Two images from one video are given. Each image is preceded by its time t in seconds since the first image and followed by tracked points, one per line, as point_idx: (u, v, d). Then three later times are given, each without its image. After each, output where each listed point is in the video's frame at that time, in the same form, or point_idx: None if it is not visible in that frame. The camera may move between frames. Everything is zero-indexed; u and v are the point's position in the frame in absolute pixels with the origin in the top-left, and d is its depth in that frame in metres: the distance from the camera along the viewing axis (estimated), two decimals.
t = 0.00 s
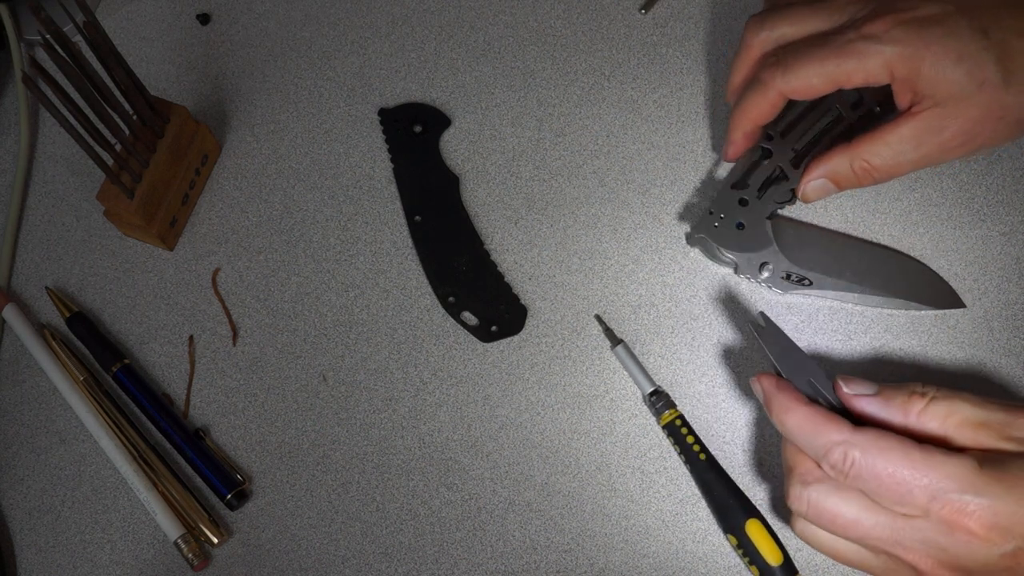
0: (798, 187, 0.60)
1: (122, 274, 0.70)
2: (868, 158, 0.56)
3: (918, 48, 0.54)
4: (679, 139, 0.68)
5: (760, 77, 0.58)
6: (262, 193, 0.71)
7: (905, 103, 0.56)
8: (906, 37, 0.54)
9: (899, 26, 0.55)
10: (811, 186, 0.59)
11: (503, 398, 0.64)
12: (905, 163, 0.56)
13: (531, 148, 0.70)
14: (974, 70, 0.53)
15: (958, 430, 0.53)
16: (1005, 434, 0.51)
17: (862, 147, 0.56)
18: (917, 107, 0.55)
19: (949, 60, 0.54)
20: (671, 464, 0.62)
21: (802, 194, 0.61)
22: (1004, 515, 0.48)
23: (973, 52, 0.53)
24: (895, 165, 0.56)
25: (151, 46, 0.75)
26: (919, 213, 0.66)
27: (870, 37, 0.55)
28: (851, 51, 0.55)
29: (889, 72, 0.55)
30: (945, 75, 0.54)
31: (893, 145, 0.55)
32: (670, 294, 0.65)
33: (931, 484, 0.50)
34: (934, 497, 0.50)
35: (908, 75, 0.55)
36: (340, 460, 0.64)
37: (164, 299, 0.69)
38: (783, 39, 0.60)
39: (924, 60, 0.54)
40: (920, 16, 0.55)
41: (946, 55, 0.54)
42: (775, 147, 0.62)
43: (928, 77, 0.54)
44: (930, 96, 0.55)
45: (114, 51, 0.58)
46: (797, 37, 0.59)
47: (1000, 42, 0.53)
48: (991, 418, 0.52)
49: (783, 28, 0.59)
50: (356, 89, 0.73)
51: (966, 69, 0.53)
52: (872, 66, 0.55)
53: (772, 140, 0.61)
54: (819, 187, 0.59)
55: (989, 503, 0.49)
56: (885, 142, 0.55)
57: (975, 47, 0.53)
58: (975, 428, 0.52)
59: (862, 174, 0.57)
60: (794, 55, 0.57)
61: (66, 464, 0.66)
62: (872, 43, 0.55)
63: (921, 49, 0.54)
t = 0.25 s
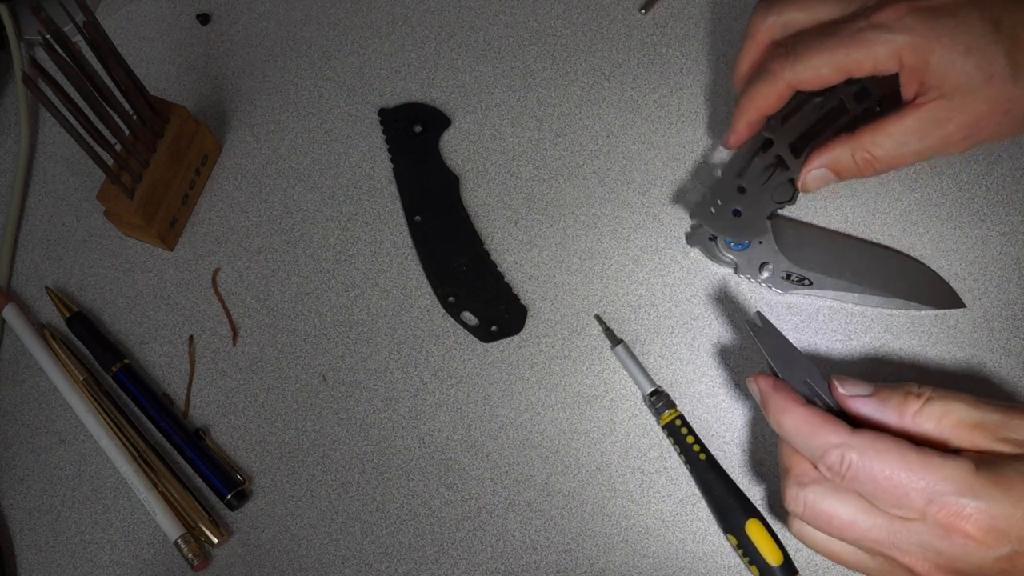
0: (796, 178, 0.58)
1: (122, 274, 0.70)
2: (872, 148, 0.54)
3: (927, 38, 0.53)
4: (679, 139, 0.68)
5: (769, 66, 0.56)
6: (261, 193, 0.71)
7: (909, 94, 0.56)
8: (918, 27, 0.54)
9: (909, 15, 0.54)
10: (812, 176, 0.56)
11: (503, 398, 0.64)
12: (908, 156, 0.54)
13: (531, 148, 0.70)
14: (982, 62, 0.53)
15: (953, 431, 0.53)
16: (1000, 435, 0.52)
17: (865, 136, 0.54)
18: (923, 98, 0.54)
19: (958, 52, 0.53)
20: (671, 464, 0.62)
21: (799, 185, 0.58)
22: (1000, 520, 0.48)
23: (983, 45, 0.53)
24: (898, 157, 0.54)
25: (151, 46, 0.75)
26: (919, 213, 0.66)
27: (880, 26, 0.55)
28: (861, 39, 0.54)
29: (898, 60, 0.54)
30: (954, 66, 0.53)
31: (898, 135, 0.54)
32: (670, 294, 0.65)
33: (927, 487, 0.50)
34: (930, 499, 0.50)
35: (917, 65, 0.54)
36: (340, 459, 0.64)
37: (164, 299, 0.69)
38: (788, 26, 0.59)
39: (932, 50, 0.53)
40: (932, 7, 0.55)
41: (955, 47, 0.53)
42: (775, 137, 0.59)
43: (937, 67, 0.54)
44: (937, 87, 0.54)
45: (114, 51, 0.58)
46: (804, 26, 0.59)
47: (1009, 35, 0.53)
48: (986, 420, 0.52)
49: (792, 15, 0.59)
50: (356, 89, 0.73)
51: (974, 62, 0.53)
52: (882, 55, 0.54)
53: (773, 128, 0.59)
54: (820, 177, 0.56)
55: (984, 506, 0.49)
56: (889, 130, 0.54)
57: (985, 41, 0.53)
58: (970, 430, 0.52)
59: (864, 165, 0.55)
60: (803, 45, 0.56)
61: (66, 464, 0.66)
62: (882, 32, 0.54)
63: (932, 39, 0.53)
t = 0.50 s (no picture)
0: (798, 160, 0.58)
1: (122, 274, 0.70)
2: (872, 128, 0.53)
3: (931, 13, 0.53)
4: (679, 139, 0.68)
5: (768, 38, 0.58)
6: (261, 193, 0.71)
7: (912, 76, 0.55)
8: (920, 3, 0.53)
9: None
10: (813, 158, 0.56)
11: (503, 399, 0.64)
12: (912, 139, 0.54)
13: (531, 148, 0.70)
14: (989, 41, 0.52)
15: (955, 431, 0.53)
16: (1001, 435, 0.51)
17: (868, 115, 0.53)
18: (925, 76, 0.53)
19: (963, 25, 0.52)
20: (671, 464, 0.62)
21: (802, 172, 0.58)
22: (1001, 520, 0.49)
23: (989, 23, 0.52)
24: (898, 137, 0.54)
25: (151, 46, 0.75)
26: (919, 213, 0.66)
27: None
28: (863, 8, 0.54)
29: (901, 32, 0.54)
30: (959, 45, 0.52)
31: (898, 116, 0.53)
32: (670, 293, 0.65)
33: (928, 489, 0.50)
34: (931, 500, 0.50)
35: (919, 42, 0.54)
36: (340, 459, 0.64)
37: (163, 299, 0.69)
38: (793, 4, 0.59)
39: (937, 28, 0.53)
40: None
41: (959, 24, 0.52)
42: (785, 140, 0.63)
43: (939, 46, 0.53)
44: (938, 66, 0.53)
45: (114, 51, 0.58)
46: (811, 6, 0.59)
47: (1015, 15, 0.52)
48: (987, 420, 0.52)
49: None
50: (356, 89, 0.73)
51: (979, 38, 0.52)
52: (882, 27, 0.54)
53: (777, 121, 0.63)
54: (820, 159, 0.56)
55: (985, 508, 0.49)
56: (891, 110, 0.53)
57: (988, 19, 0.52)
58: (971, 430, 0.52)
59: (864, 146, 0.54)
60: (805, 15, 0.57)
61: (66, 464, 0.66)
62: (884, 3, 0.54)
63: (934, 15, 0.53)
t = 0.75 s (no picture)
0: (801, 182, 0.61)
1: (122, 274, 0.70)
2: (869, 155, 0.57)
3: (924, 46, 0.54)
4: (679, 139, 0.68)
5: (766, 76, 0.58)
6: (261, 192, 0.71)
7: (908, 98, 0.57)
8: (914, 32, 0.54)
9: (907, 21, 0.55)
10: (815, 183, 0.60)
11: (503, 399, 0.64)
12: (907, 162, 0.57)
13: (531, 148, 0.70)
14: (982, 70, 0.54)
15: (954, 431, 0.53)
16: (1001, 435, 0.51)
17: (863, 145, 0.57)
18: (920, 104, 0.56)
19: (956, 57, 0.54)
20: (671, 464, 0.62)
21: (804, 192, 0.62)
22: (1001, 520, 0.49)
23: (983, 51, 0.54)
24: (895, 162, 0.57)
25: (151, 46, 0.75)
26: (919, 213, 0.66)
27: (877, 32, 0.55)
28: (858, 45, 0.55)
29: (896, 66, 0.55)
30: (952, 76, 0.54)
31: (894, 144, 0.56)
32: (670, 294, 0.65)
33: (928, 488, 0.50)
34: (931, 499, 0.50)
35: (914, 71, 0.55)
36: (340, 459, 0.64)
37: (163, 299, 0.69)
38: (787, 32, 0.60)
39: (930, 60, 0.54)
40: (929, 10, 0.55)
41: (954, 52, 0.54)
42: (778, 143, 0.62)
43: (934, 75, 0.54)
44: (933, 92, 0.55)
45: (114, 51, 0.58)
46: (806, 29, 0.60)
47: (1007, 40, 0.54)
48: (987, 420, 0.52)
49: (793, 21, 0.60)
50: (356, 89, 0.73)
51: (972, 68, 0.54)
52: (878, 61, 0.55)
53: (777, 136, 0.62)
54: (821, 183, 0.60)
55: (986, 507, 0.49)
56: (885, 142, 0.56)
57: (983, 45, 0.54)
58: (971, 430, 0.52)
59: (863, 171, 0.58)
60: (802, 52, 0.57)
61: (66, 464, 0.66)
62: (879, 39, 0.55)
63: (929, 45, 0.54)
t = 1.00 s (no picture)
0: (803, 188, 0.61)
1: (122, 274, 0.70)
2: (869, 160, 0.57)
3: (920, 51, 0.54)
4: (680, 139, 0.68)
5: (765, 83, 0.58)
6: (261, 192, 0.71)
7: (907, 101, 0.57)
8: (911, 38, 0.54)
9: (902, 27, 0.55)
10: (816, 188, 0.60)
11: (503, 399, 0.64)
12: (908, 166, 0.57)
13: (531, 148, 0.70)
14: (979, 73, 0.54)
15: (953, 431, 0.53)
16: (1000, 436, 0.51)
17: (863, 150, 0.57)
18: (918, 108, 0.55)
19: (953, 60, 0.54)
20: (671, 464, 0.62)
21: (806, 198, 0.62)
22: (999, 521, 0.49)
23: (980, 54, 0.54)
24: (896, 166, 0.57)
25: (151, 46, 0.75)
26: (919, 213, 0.66)
27: (873, 40, 0.55)
28: (853, 52, 0.55)
29: (893, 72, 0.55)
30: (950, 79, 0.54)
31: (894, 148, 0.56)
32: (670, 293, 0.65)
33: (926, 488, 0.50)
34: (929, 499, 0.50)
35: (913, 76, 0.55)
36: (340, 459, 0.64)
37: (164, 299, 0.69)
38: (785, 39, 0.60)
39: (927, 64, 0.54)
40: (925, 16, 0.55)
41: (951, 57, 0.54)
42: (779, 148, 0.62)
43: (932, 79, 0.54)
44: (932, 95, 0.55)
45: (114, 51, 0.58)
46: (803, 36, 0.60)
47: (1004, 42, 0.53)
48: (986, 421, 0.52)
49: (789, 28, 0.60)
50: (356, 89, 0.73)
51: (970, 70, 0.54)
52: (875, 67, 0.55)
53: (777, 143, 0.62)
54: (823, 188, 0.60)
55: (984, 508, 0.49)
56: (885, 145, 0.56)
57: (980, 48, 0.54)
58: (970, 431, 0.52)
59: (864, 176, 0.58)
60: (799, 60, 0.57)
61: (66, 464, 0.66)
62: (875, 45, 0.55)
63: (926, 51, 0.54)
